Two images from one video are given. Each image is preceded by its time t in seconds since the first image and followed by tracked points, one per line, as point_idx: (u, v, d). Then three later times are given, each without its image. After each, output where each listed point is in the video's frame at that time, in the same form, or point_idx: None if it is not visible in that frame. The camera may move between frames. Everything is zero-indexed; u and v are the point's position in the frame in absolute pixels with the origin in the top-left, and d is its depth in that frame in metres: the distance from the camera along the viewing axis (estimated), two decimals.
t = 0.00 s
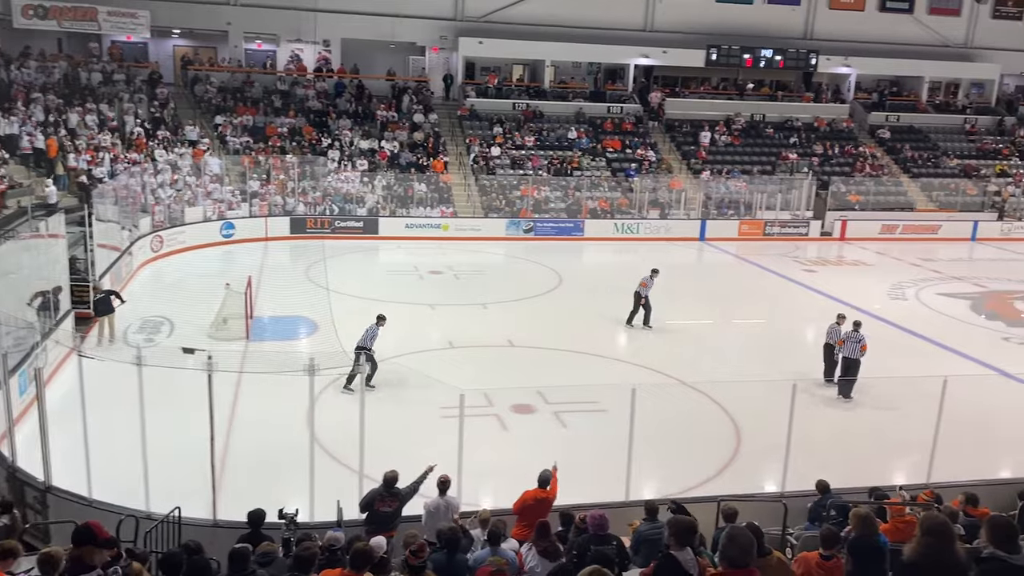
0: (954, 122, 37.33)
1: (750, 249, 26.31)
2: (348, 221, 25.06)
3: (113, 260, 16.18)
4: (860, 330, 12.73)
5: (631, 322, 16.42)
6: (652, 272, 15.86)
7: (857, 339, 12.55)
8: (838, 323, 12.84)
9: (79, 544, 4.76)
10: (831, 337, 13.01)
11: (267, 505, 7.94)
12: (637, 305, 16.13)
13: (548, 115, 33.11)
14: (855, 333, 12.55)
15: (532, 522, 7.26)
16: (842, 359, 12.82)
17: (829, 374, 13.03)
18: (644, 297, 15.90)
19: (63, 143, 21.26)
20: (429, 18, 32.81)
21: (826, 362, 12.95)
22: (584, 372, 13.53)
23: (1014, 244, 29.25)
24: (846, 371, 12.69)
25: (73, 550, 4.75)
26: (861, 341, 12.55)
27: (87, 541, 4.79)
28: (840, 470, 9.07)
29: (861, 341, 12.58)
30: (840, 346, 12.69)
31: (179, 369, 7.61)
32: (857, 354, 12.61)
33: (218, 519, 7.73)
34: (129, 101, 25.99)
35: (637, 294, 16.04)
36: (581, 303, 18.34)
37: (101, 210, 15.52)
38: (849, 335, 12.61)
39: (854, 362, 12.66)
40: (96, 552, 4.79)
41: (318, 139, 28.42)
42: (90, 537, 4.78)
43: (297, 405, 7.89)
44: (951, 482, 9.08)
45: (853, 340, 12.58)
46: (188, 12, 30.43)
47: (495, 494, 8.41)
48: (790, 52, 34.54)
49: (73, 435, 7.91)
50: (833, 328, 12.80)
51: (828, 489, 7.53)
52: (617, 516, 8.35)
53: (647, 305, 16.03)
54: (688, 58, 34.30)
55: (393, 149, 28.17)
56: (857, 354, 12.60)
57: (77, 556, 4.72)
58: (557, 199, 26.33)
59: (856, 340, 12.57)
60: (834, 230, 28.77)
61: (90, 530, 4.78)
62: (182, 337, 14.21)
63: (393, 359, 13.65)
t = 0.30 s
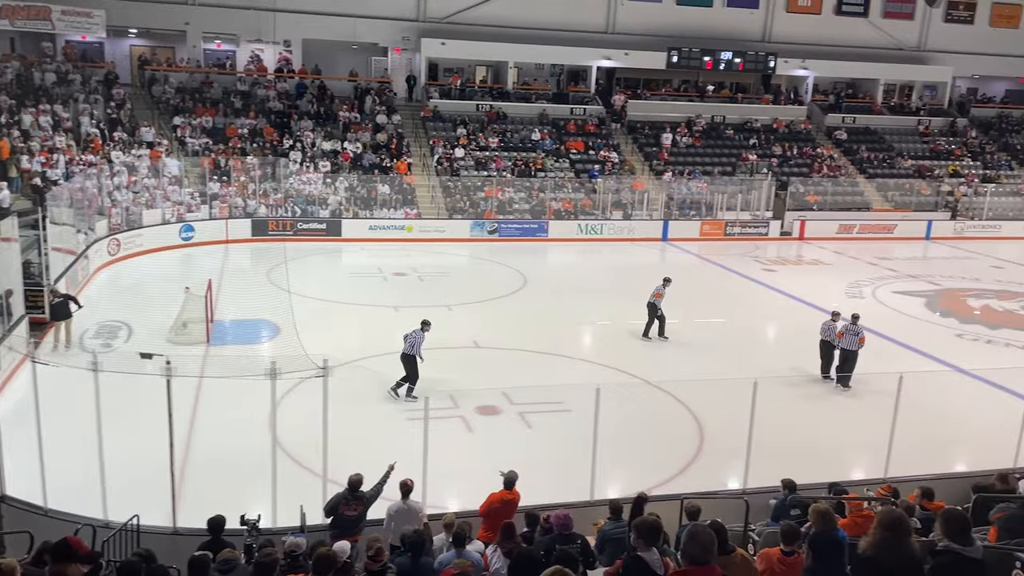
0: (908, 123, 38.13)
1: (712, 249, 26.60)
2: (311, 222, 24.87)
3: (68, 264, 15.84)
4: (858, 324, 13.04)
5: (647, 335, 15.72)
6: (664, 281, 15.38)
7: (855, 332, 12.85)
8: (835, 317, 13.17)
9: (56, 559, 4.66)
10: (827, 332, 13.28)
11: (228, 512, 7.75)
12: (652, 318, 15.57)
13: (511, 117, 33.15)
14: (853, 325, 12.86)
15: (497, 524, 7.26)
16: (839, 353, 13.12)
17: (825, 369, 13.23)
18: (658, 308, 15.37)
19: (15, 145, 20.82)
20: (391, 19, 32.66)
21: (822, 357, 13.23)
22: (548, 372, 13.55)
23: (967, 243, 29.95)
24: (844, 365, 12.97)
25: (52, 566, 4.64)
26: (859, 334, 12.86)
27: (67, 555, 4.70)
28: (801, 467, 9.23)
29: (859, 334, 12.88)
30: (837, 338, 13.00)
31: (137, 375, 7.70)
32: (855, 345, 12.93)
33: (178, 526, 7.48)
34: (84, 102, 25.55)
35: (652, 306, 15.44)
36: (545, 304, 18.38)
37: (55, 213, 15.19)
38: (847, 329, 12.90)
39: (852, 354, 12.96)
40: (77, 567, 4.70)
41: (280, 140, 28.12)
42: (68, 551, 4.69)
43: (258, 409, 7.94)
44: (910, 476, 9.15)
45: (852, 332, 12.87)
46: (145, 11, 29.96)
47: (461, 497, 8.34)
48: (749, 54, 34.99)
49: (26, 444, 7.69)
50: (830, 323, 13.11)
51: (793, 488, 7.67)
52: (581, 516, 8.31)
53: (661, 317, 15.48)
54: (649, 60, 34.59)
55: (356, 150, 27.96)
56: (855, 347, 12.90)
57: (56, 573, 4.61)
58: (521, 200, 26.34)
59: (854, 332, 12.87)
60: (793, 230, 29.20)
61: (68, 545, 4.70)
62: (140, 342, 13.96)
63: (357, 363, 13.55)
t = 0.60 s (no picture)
0: (860, 126, 38.92)
1: (670, 250, 26.88)
2: (269, 225, 24.58)
3: (17, 270, 15.45)
4: (841, 319, 13.99)
5: (667, 343, 15.46)
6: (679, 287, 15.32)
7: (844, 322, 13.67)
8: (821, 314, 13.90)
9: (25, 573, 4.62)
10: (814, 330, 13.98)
11: (185, 521, 7.65)
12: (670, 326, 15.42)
13: (471, 119, 33.15)
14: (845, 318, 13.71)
15: (459, 528, 7.23)
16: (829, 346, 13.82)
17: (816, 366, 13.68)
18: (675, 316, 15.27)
19: None
20: (349, 20, 32.46)
21: (812, 353, 13.63)
22: (508, 374, 13.59)
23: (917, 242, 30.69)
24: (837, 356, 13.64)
25: None
26: (848, 326, 13.71)
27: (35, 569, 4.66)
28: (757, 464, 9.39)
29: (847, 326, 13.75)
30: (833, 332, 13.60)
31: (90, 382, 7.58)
32: (845, 337, 13.73)
33: (133, 536, 7.36)
34: (34, 103, 25.03)
35: (669, 313, 15.31)
36: (507, 306, 18.41)
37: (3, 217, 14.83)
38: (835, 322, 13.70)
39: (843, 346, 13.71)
40: None
41: (236, 142, 27.76)
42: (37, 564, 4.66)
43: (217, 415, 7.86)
44: (864, 472, 9.33)
45: (842, 325, 13.71)
46: (97, 11, 29.46)
47: (423, 501, 8.34)
48: (705, 58, 35.42)
49: None
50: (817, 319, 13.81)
51: (756, 488, 7.75)
52: (544, 517, 8.28)
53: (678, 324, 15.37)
54: (607, 63, 34.86)
55: (314, 152, 27.69)
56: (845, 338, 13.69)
57: None
58: (482, 202, 26.33)
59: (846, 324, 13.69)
60: (750, 231, 29.64)
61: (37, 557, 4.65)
62: (93, 349, 13.66)
63: (316, 367, 13.42)
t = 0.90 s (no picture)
0: (814, 129, 39.64)
1: (629, 253, 27.10)
2: (224, 229, 24.22)
3: None
4: (820, 311, 14.69)
5: (686, 347, 15.62)
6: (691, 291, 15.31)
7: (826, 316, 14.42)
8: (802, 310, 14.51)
9: None
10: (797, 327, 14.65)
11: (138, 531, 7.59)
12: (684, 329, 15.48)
13: (430, 121, 33.06)
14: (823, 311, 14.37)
15: (419, 534, 7.20)
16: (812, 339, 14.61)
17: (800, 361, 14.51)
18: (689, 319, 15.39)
19: None
20: (305, 22, 32.18)
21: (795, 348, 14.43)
22: (468, 377, 13.57)
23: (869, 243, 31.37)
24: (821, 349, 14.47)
25: None
26: (827, 318, 14.52)
27: None
28: (716, 459, 9.41)
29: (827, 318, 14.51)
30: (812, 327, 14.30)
31: (38, 391, 7.38)
32: (826, 329, 14.51)
33: (84, 547, 7.28)
34: None
35: (683, 317, 15.40)
36: (467, 309, 18.37)
37: None
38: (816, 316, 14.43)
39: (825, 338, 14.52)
40: None
41: (190, 145, 27.29)
42: None
43: (167, 423, 7.59)
44: (815, 468, 9.65)
45: (822, 318, 14.47)
46: (44, 10, 28.83)
47: (385, 506, 8.46)
48: (662, 62, 35.83)
49: None
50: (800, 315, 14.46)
51: (716, 486, 7.91)
52: (505, 520, 8.52)
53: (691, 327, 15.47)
54: (566, 66, 35.01)
55: (271, 154, 27.33)
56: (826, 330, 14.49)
57: None
58: (442, 205, 26.23)
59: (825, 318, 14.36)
60: (707, 233, 30.01)
61: None
62: (41, 358, 13.24)
63: (273, 373, 13.25)
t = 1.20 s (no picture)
0: (769, 133, 40.26)
1: (590, 255, 27.25)
2: (180, 234, 23.84)
3: None
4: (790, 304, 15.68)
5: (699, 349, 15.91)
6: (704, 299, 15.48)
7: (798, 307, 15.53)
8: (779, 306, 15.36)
9: None
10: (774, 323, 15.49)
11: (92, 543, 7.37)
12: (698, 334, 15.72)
13: (390, 125, 32.91)
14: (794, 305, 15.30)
15: (382, 539, 7.15)
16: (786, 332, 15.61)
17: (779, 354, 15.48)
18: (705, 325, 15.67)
19: None
20: (262, 24, 31.82)
21: (773, 343, 15.35)
22: (430, 381, 13.52)
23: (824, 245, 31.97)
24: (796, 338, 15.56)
25: None
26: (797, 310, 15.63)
27: None
28: (678, 460, 9.46)
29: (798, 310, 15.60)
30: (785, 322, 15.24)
31: None
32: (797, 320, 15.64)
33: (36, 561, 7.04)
34: None
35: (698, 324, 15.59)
36: (428, 313, 18.31)
37: None
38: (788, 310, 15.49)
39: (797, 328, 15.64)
40: None
41: (144, 148, 26.84)
42: None
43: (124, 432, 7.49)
44: (774, 467, 9.84)
45: (795, 310, 15.54)
46: None
47: (346, 512, 8.34)
48: (620, 66, 36.17)
49: None
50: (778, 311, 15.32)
51: (677, 486, 7.95)
52: (470, 525, 8.51)
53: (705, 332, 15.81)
54: (526, 70, 35.11)
55: (228, 158, 26.95)
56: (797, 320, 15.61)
57: None
58: (403, 209, 26.13)
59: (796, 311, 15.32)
60: (666, 235, 30.33)
61: None
62: None
63: (231, 380, 13.06)
